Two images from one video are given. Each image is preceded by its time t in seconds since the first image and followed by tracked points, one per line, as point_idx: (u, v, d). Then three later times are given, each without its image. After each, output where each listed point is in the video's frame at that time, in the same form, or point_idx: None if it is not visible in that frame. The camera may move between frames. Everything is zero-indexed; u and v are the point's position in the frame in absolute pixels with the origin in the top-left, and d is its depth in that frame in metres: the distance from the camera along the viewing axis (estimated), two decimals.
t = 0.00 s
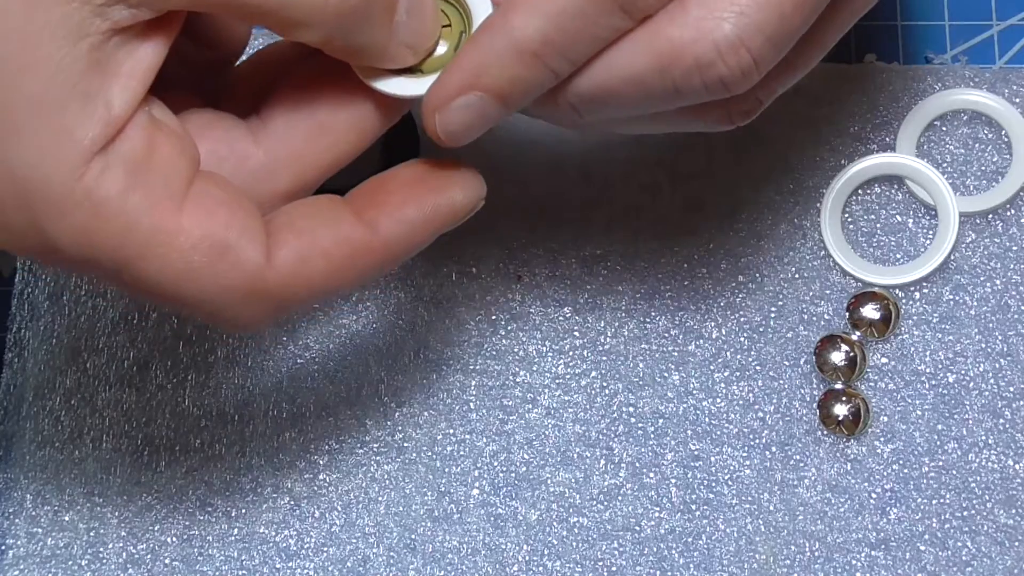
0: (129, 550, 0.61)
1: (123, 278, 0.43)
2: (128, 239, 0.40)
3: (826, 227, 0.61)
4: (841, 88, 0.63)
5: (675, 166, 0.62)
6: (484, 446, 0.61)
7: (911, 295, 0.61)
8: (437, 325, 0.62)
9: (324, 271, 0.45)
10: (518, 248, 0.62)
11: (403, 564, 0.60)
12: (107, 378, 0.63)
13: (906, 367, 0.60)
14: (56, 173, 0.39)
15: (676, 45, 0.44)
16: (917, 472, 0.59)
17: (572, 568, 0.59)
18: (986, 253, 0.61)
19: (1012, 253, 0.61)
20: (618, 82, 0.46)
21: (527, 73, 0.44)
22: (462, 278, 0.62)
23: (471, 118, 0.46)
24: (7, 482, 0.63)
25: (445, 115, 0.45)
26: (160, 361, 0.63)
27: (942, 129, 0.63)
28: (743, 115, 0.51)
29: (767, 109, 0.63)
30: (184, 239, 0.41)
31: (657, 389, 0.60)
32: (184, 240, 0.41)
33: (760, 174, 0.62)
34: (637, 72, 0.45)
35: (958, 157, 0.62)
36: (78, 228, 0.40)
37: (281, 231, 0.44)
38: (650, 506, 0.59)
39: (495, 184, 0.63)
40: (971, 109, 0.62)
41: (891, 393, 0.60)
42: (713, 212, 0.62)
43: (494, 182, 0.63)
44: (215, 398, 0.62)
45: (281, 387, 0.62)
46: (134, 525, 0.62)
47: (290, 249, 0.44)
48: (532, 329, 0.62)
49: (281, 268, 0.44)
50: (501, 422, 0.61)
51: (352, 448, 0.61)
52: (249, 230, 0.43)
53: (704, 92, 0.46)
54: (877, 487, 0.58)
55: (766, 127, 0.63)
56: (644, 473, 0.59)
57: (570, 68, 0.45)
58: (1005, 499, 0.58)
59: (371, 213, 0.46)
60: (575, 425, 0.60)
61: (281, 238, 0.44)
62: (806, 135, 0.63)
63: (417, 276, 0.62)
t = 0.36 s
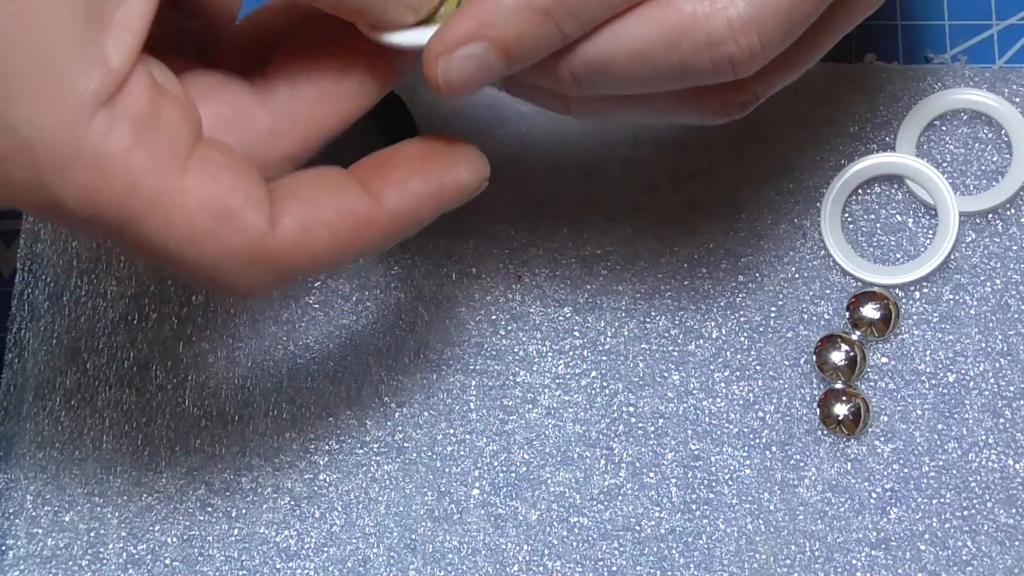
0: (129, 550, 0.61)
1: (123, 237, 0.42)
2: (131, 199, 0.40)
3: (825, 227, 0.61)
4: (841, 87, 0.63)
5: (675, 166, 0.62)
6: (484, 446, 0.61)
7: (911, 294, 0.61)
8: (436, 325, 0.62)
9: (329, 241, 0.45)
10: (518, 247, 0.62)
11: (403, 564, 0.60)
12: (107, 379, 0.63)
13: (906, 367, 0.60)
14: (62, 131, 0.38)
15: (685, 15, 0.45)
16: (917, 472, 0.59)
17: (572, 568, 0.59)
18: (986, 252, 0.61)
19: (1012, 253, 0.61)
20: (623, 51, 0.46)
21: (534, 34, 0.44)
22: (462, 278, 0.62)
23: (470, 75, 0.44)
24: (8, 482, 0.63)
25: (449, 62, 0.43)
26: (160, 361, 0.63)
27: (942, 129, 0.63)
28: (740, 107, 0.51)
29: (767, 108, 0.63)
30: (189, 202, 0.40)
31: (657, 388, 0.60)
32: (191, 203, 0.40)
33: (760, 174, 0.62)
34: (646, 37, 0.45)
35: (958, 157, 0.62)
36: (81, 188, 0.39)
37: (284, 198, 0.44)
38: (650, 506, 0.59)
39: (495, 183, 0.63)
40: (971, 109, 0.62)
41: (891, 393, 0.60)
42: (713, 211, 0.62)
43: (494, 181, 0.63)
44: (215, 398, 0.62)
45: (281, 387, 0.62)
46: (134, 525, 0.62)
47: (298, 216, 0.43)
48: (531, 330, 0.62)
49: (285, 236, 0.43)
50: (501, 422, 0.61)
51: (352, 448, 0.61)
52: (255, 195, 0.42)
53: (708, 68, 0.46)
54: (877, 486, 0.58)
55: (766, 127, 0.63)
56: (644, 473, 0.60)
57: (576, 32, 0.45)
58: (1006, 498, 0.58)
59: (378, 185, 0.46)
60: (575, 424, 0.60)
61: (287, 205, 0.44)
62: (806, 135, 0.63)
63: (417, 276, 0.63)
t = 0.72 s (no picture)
0: (129, 550, 0.61)
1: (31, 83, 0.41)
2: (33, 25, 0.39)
3: (826, 228, 0.61)
4: (841, 87, 0.63)
5: (675, 166, 0.63)
6: (484, 446, 0.61)
7: (911, 294, 0.61)
8: (437, 324, 0.62)
9: (228, 105, 0.40)
10: (518, 246, 0.62)
11: (403, 564, 0.60)
12: (107, 378, 0.63)
13: (906, 367, 0.60)
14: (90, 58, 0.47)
15: None
16: (917, 472, 0.59)
17: (572, 568, 0.59)
18: (986, 252, 0.61)
19: (1012, 253, 0.61)
20: None
21: None
22: (462, 278, 0.62)
23: None
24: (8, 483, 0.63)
25: None
26: (160, 361, 0.63)
27: (942, 129, 0.63)
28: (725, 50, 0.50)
29: (767, 108, 0.63)
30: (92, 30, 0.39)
31: (657, 389, 0.60)
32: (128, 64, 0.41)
33: (759, 173, 0.62)
34: None
35: (958, 157, 0.62)
36: (7, 60, 0.40)
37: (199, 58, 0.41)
38: (650, 506, 0.59)
39: (495, 183, 0.63)
40: (971, 109, 0.62)
41: (891, 393, 0.60)
42: (712, 211, 0.62)
43: (494, 181, 0.63)
44: (215, 398, 0.62)
45: (281, 387, 0.62)
46: (134, 525, 0.62)
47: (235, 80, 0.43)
48: (531, 330, 0.62)
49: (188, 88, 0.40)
50: (501, 422, 0.61)
51: (353, 448, 0.61)
52: (164, 37, 0.40)
53: None
54: (877, 486, 0.58)
55: (765, 127, 0.63)
56: (644, 473, 0.59)
57: None
58: (1006, 498, 0.58)
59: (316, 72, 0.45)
60: (575, 424, 0.60)
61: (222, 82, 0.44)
62: (806, 134, 0.63)
63: (417, 276, 0.63)
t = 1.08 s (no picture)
0: (129, 551, 0.61)
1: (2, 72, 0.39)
2: None
3: (826, 228, 0.61)
4: (841, 88, 0.63)
5: (675, 167, 0.63)
6: (484, 446, 0.61)
7: (911, 294, 0.61)
8: (436, 325, 0.62)
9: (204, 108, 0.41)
10: (518, 246, 0.62)
11: (403, 564, 0.60)
12: (107, 379, 0.63)
13: (906, 366, 0.60)
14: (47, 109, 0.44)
15: None
16: (917, 472, 0.59)
17: (572, 568, 0.59)
18: (986, 252, 0.61)
19: (1012, 253, 0.61)
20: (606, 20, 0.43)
21: None
22: (462, 278, 0.62)
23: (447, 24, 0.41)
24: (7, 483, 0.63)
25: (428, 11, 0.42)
26: (161, 361, 0.63)
27: (942, 129, 0.63)
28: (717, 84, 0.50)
29: (767, 109, 0.63)
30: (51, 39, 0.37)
31: (657, 388, 0.60)
32: (84, 35, 0.37)
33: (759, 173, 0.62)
34: None
35: (958, 156, 0.62)
36: None
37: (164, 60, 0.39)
38: (650, 506, 0.59)
39: (495, 182, 0.63)
40: (971, 108, 0.62)
41: (891, 393, 0.60)
42: (712, 212, 0.62)
43: (495, 181, 0.63)
44: (215, 398, 0.62)
45: (281, 387, 0.62)
46: (134, 525, 0.62)
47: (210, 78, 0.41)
48: (531, 330, 0.62)
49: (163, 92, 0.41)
50: (501, 422, 0.61)
51: (353, 448, 0.61)
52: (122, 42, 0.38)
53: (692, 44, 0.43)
54: (877, 486, 0.59)
55: (765, 127, 0.63)
56: (644, 473, 0.59)
57: None
58: (1006, 498, 0.58)
59: (277, 83, 0.42)
60: (575, 424, 0.60)
61: (175, 84, 0.40)
62: (805, 135, 0.63)
63: (417, 276, 0.63)
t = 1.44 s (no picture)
0: (130, 551, 0.61)
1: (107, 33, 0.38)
2: None
3: (825, 227, 0.61)
4: (841, 86, 0.63)
5: (675, 167, 0.63)
6: (484, 446, 0.61)
7: (911, 294, 0.61)
8: (436, 324, 0.62)
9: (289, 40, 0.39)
10: (518, 245, 0.62)
11: (403, 564, 0.60)
12: (107, 379, 0.63)
13: (906, 366, 0.60)
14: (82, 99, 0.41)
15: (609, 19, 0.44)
16: (917, 471, 0.59)
17: (572, 568, 0.59)
18: (986, 252, 0.61)
19: (1012, 252, 0.61)
20: (547, 57, 0.46)
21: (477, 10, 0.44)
22: (462, 278, 0.62)
23: (402, 18, 0.41)
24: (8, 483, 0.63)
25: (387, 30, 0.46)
26: (160, 361, 0.63)
27: (941, 128, 0.63)
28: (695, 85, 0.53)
29: (767, 108, 0.63)
30: None
31: (657, 388, 0.60)
32: None
33: (758, 173, 0.62)
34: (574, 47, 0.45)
35: (958, 156, 0.62)
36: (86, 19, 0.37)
37: None
38: (650, 506, 0.59)
39: (495, 182, 0.63)
40: (971, 108, 0.62)
41: (891, 392, 0.60)
42: (712, 211, 0.62)
43: (495, 181, 0.63)
44: (215, 399, 0.62)
45: (281, 388, 0.62)
46: (134, 526, 0.62)
47: None
48: (531, 330, 0.62)
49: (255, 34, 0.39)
50: (501, 422, 0.61)
51: (353, 449, 0.61)
52: None
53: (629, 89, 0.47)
54: (877, 485, 0.59)
55: (765, 126, 0.63)
56: (644, 473, 0.59)
57: None
58: (1006, 497, 0.58)
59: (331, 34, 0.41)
60: (575, 424, 0.60)
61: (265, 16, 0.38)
62: (805, 134, 0.63)
63: (417, 276, 0.63)
